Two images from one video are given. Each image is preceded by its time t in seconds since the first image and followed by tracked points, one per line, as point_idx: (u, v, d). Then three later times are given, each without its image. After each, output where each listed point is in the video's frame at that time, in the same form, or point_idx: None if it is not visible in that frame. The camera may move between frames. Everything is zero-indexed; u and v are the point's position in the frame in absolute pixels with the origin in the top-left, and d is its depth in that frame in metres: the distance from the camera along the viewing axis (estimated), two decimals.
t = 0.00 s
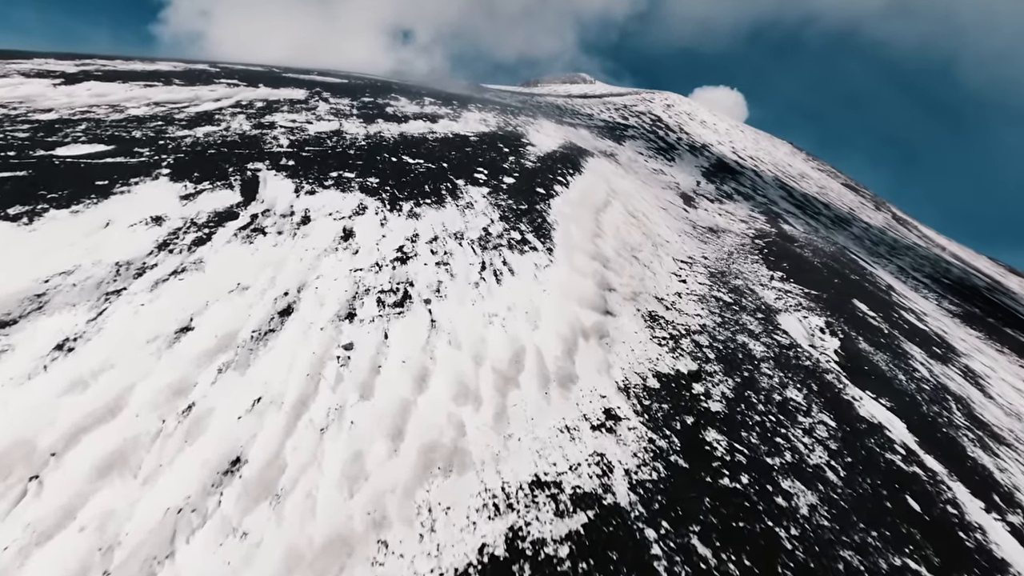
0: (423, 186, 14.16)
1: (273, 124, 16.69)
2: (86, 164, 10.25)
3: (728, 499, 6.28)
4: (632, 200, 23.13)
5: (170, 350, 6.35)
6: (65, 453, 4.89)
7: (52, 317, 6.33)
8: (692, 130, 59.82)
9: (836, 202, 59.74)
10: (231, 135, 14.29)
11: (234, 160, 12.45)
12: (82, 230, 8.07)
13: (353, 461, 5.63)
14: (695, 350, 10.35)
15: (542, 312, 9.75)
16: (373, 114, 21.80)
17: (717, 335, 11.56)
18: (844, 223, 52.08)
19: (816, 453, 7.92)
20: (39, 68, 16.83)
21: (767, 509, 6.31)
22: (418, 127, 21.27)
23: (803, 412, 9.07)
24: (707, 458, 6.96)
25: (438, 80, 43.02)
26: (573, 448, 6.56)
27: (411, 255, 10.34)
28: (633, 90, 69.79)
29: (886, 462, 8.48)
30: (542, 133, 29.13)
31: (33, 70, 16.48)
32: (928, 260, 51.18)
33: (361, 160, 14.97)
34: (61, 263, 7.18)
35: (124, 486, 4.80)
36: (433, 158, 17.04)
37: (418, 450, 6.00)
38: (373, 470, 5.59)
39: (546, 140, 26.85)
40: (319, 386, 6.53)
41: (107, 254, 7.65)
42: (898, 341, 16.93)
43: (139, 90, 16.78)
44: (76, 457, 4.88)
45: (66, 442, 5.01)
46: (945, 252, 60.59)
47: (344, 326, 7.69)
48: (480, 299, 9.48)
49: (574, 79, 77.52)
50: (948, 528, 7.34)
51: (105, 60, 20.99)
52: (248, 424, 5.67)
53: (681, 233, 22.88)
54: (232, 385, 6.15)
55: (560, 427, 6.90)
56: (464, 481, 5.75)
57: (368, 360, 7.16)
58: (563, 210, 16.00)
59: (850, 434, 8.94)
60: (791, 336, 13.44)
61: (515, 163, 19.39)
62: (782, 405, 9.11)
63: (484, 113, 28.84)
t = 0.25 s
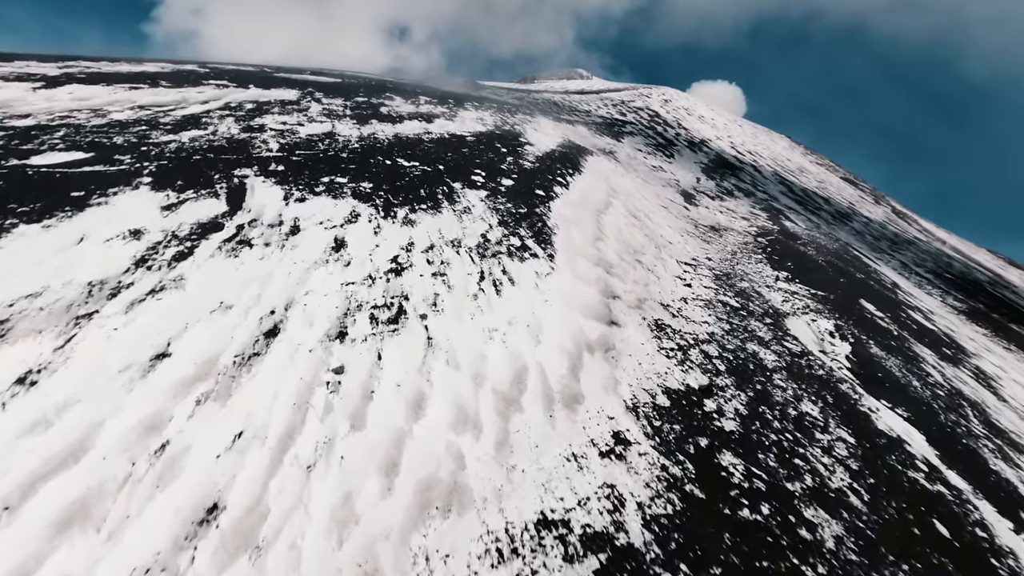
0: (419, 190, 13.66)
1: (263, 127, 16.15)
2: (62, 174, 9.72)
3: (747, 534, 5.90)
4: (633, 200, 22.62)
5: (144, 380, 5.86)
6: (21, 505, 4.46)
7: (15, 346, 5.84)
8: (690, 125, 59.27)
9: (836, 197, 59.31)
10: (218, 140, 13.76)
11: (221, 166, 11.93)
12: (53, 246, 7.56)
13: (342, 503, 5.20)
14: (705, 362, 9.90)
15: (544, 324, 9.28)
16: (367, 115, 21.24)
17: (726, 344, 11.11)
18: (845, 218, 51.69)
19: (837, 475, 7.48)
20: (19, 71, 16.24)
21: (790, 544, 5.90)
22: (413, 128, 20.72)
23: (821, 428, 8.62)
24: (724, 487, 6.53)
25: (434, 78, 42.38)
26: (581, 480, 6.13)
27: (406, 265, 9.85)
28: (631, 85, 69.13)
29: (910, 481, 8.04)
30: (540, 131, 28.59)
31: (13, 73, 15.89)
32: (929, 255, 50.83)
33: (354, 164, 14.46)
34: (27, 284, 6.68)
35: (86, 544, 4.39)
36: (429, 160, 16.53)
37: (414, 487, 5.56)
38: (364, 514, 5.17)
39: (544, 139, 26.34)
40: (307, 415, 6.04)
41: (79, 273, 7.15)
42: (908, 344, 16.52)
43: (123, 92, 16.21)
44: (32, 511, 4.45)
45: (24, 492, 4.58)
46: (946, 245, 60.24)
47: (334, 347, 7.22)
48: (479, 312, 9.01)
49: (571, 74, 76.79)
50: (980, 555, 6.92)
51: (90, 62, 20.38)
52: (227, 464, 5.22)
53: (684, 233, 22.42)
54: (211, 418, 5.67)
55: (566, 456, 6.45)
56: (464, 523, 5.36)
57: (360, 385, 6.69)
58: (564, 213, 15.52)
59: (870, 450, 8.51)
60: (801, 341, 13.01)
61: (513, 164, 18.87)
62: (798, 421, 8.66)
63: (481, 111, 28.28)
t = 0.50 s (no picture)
0: (415, 194, 13.23)
1: (254, 130, 15.69)
2: (40, 184, 9.28)
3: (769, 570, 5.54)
4: (634, 200, 22.18)
5: (118, 411, 5.45)
6: None
7: None
8: (689, 122, 58.82)
9: (836, 192, 58.96)
10: (206, 144, 13.30)
11: (208, 172, 11.47)
12: (25, 263, 7.13)
13: (332, 547, 4.82)
14: (714, 373, 9.51)
15: (547, 337, 8.88)
16: (361, 115, 20.75)
17: (735, 353, 10.72)
18: (846, 213, 51.32)
19: (857, 497, 7.11)
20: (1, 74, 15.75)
21: None
22: (409, 128, 20.24)
23: (837, 444, 8.24)
24: (741, 515, 6.17)
25: (430, 76, 41.82)
26: (590, 512, 5.77)
27: (401, 275, 9.42)
28: (629, 81, 68.58)
29: (933, 500, 7.66)
30: (538, 130, 28.13)
31: None
32: (930, 250, 50.52)
33: (347, 168, 14.00)
34: None
35: None
36: (425, 162, 16.08)
37: (411, 526, 5.18)
38: (356, 558, 4.81)
39: (542, 138, 25.89)
40: (295, 447, 5.64)
41: (52, 293, 6.73)
42: (917, 346, 16.15)
43: (109, 96, 15.73)
44: None
45: None
46: (947, 240, 59.93)
47: (325, 368, 6.81)
48: (478, 326, 8.61)
49: (569, 71, 76.20)
50: None
51: (76, 64, 19.89)
52: (206, 506, 4.84)
53: (686, 233, 22.02)
54: (190, 453, 5.26)
55: (573, 485, 6.09)
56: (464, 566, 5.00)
57: (353, 410, 6.29)
58: (564, 216, 15.10)
59: (889, 467, 8.13)
60: (811, 347, 12.62)
61: (511, 165, 18.42)
62: (813, 436, 8.28)
63: (478, 110, 27.81)
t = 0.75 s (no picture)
0: (410, 200, 12.73)
1: (242, 133, 15.15)
2: (11, 197, 8.76)
3: None
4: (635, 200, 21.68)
5: (82, 455, 4.97)
6: None
7: None
8: (688, 117, 58.30)
9: (836, 187, 58.52)
10: (192, 150, 12.76)
11: (192, 180, 10.95)
12: None
13: None
14: (726, 388, 9.06)
15: (550, 354, 8.42)
16: (355, 117, 20.18)
17: (746, 365, 10.26)
18: (847, 209, 50.90)
19: (884, 525, 6.68)
20: None
21: None
22: (404, 130, 19.68)
23: (859, 464, 7.80)
24: (764, 553, 5.75)
25: (425, 74, 41.17)
26: (601, 556, 5.34)
27: (396, 289, 8.94)
28: (627, 77, 67.96)
29: (962, 525, 7.22)
30: (536, 129, 27.61)
31: None
32: (932, 245, 50.16)
33: (339, 173, 13.48)
34: None
35: None
36: (420, 165, 15.55)
37: None
38: None
39: (540, 137, 25.37)
40: (279, 490, 5.16)
41: (17, 319, 6.23)
42: (928, 349, 15.73)
43: (92, 100, 15.18)
44: None
45: None
46: (947, 234, 59.59)
47: (314, 397, 6.33)
48: (478, 345, 8.13)
49: (566, 67, 75.52)
50: None
51: (60, 66, 19.31)
52: (176, 566, 4.37)
53: (688, 234, 21.56)
54: (162, 501, 4.78)
55: (583, 524, 5.66)
56: None
57: (343, 444, 5.81)
58: (565, 220, 14.62)
59: (914, 488, 7.69)
60: (823, 354, 12.18)
61: (509, 166, 17.90)
62: (833, 457, 7.83)
63: (474, 109, 27.26)
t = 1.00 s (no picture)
0: (405, 206, 12.30)
1: (232, 137, 14.69)
2: None
3: None
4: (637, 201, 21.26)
5: (46, 501, 4.59)
6: None
7: None
8: (686, 114, 57.82)
9: (837, 183, 58.13)
10: (179, 155, 12.29)
11: (178, 188, 10.49)
12: None
13: None
14: (738, 403, 8.67)
15: (554, 371, 8.01)
16: (349, 118, 19.71)
17: (757, 376, 9.87)
18: (847, 205, 50.52)
19: (910, 555, 6.32)
20: None
21: None
22: (399, 131, 19.22)
23: (879, 485, 7.42)
24: None
25: (421, 72, 40.61)
26: None
27: (391, 303, 8.51)
28: (625, 74, 67.40)
29: (990, 550, 6.85)
30: (534, 128, 27.15)
31: None
32: (933, 241, 49.84)
33: (332, 177, 13.02)
34: None
35: None
36: (417, 168, 15.10)
37: None
38: None
39: (539, 136, 24.92)
40: (263, 535, 4.78)
41: None
42: (939, 352, 15.36)
43: (76, 103, 14.70)
44: None
45: None
46: (948, 229, 59.26)
47: (303, 425, 5.91)
48: (477, 362, 7.72)
49: (563, 64, 74.88)
50: None
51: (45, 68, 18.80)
52: None
53: (691, 234, 21.14)
54: (132, 552, 4.43)
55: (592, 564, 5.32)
56: None
57: (334, 479, 5.40)
58: (566, 224, 14.19)
59: (938, 510, 7.31)
60: (834, 362, 11.79)
61: (508, 168, 17.45)
62: (853, 478, 7.45)
63: (471, 108, 26.78)
